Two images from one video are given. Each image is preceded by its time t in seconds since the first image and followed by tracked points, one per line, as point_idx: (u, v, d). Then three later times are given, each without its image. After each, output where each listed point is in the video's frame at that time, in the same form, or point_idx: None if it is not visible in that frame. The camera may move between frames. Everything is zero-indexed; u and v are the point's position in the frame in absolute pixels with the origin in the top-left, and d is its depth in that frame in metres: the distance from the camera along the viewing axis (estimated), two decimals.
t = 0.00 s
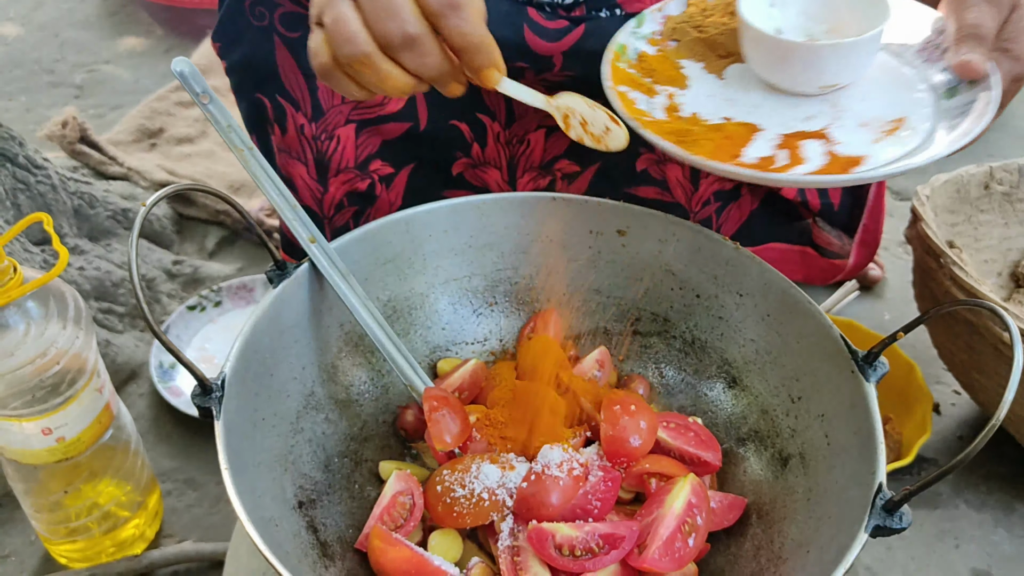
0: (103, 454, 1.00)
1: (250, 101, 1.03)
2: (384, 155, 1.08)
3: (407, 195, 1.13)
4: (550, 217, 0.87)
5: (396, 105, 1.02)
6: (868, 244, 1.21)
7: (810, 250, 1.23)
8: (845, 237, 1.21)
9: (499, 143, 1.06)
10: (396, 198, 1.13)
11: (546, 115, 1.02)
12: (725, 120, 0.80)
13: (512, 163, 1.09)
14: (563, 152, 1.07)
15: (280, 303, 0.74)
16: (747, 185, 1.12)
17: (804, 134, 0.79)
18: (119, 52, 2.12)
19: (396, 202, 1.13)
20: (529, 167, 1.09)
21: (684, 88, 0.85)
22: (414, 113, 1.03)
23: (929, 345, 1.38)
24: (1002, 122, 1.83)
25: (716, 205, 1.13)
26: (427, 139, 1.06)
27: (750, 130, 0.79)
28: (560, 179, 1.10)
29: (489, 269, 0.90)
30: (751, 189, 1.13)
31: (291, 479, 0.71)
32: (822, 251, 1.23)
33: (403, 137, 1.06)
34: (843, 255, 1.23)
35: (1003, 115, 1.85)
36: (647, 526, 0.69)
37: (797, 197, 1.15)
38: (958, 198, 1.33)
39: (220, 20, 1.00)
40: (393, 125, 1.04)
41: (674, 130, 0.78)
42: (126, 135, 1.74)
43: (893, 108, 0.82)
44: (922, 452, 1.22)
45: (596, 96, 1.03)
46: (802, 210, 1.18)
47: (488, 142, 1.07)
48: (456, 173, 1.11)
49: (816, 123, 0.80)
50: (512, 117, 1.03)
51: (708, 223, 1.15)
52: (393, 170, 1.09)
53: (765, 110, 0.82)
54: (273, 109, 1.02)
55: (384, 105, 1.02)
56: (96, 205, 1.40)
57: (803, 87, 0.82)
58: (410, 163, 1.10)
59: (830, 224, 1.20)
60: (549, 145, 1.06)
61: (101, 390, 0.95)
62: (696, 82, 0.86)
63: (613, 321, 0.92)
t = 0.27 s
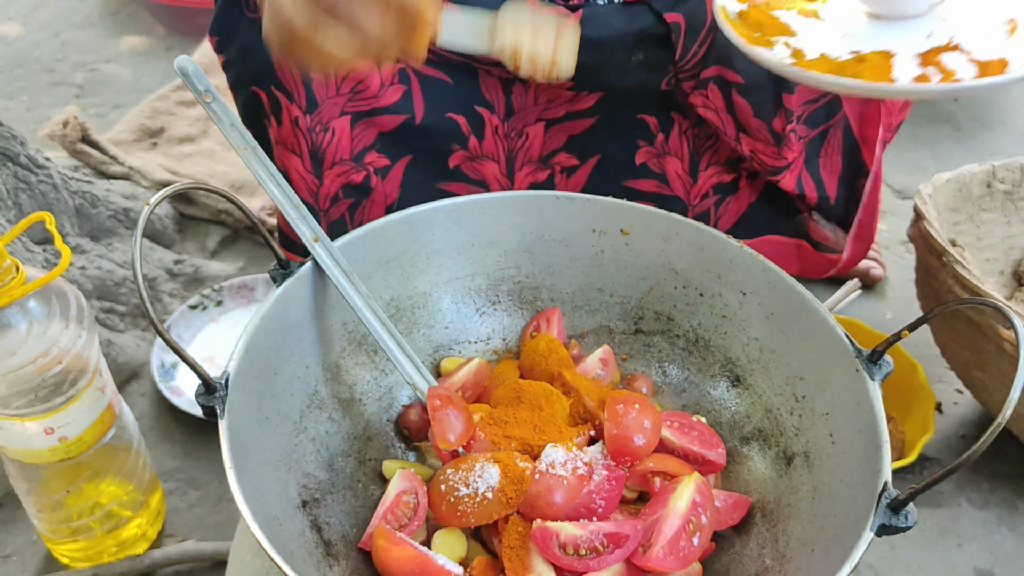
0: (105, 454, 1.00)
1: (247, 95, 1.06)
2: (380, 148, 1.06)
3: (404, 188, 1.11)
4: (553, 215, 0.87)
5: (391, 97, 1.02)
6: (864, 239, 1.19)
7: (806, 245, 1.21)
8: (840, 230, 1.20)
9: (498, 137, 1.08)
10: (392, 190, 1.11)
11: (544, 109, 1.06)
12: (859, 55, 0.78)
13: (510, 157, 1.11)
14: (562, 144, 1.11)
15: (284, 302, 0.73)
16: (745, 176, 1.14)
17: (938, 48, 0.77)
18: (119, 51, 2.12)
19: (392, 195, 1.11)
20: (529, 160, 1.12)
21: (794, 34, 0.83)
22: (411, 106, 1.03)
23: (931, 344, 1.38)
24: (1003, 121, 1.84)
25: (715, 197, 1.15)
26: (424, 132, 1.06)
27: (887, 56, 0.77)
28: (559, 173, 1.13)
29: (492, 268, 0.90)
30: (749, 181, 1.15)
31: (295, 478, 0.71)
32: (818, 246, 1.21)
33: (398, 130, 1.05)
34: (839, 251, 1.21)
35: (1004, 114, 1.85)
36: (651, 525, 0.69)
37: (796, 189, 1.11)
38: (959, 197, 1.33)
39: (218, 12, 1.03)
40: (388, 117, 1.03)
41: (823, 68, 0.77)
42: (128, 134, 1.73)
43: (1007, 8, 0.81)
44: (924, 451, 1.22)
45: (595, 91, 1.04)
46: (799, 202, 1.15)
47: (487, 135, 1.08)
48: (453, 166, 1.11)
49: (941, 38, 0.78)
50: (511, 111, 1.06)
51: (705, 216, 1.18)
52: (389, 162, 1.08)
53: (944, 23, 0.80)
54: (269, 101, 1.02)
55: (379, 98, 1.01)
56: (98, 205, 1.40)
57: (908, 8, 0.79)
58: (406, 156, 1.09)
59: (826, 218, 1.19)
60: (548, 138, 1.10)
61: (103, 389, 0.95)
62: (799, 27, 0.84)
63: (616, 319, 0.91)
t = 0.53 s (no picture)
0: (108, 453, 0.99)
1: (250, 85, 1.04)
2: (385, 134, 1.06)
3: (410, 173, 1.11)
4: (558, 213, 0.87)
5: (397, 83, 1.02)
6: (868, 224, 1.18)
7: (810, 232, 1.22)
8: (845, 217, 1.19)
9: (506, 126, 1.09)
10: (397, 177, 1.11)
11: (552, 96, 1.07)
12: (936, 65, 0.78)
13: (518, 146, 1.11)
14: (570, 133, 1.11)
15: (288, 300, 0.73)
16: (751, 162, 1.14)
17: (999, 48, 0.81)
18: (120, 50, 2.12)
19: (397, 181, 1.11)
20: (536, 150, 1.12)
21: (858, 57, 0.79)
22: (416, 93, 1.03)
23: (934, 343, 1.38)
24: (1004, 121, 1.84)
25: (722, 184, 1.16)
26: (431, 120, 1.06)
27: (965, 66, 0.78)
28: (567, 162, 1.13)
29: (497, 266, 0.90)
30: (756, 167, 1.15)
31: (300, 476, 0.71)
32: (821, 232, 1.21)
33: (403, 117, 1.05)
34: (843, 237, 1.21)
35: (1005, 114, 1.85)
36: (657, 523, 0.69)
37: (803, 172, 1.11)
38: (963, 195, 1.32)
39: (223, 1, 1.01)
40: (393, 103, 1.03)
41: (954, 90, 0.74)
42: (129, 133, 1.73)
43: None
44: (927, 449, 1.22)
45: (603, 78, 1.05)
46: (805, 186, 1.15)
47: (493, 124, 1.08)
48: (460, 155, 1.11)
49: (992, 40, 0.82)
50: (519, 99, 1.07)
51: (712, 204, 1.18)
52: (395, 149, 1.08)
53: (956, 27, 0.83)
54: (273, 89, 1.01)
55: (383, 84, 1.02)
56: (100, 203, 1.40)
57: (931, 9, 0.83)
58: (411, 144, 1.08)
59: (832, 205, 1.18)
60: (555, 127, 1.10)
61: (106, 388, 0.94)
62: (859, 49, 0.81)
63: (621, 317, 0.91)
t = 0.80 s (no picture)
0: (109, 450, 0.99)
1: (261, 78, 1.01)
2: (396, 129, 1.06)
3: (418, 169, 1.10)
4: (561, 210, 0.86)
5: (408, 77, 1.02)
6: (879, 224, 1.20)
7: (821, 232, 1.22)
8: (856, 216, 1.20)
9: (511, 120, 1.09)
10: (407, 172, 1.10)
11: (557, 92, 1.07)
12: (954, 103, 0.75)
13: (524, 140, 1.11)
14: (575, 129, 1.11)
15: (292, 296, 0.73)
16: (756, 163, 1.14)
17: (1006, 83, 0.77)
18: (122, 47, 2.12)
19: (407, 176, 1.10)
20: (541, 145, 1.12)
21: (876, 100, 0.75)
22: (427, 87, 1.04)
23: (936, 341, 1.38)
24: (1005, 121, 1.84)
25: (727, 184, 1.16)
26: (441, 113, 1.06)
27: (986, 102, 0.74)
28: (572, 157, 1.13)
29: (500, 263, 0.90)
30: (761, 168, 1.15)
31: (304, 472, 0.71)
32: (831, 232, 1.22)
33: (415, 111, 1.05)
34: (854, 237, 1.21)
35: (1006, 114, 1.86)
36: (660, 520, 0.69)
37: (808, 174, 1.13)
38: (964, 194, 1.33)
39: None
40: (405, 98, 1.03)
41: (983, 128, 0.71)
42: (130, 130, 1.73)
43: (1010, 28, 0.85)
44: (929, 448, 1.22)
45: (606, 75, 1.04)
46: (813, 188, 1.16)
47: (500, 118, 1.08)
48: (468, 150, 1.11)
49: (997, 75, 0.79)
50: (524, 94, 1.07)
51: (717, 204, 1.18)
52: (405, 144, 1.08)
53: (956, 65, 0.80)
54: (285, 82, 0.99)
55: (396, 78, 1.02)
56: (101, 200, 1.40)
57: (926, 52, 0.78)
58: (421, 138, 1.09)
59: (841, 205, 1.19)
60: (560, 122, 1.10)
61: (109, 384, 0.94)
62: (874, 92, 0.77)
63: (624, 314, 0.91)
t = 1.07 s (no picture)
0: (111, 446, 0.99)
1: (276, 83, 1.02)
2: (410, 138, 1.07)
3: (431, 179, 1.12)
4: (563, 208, 0.87)
5: (423, 87, 1.04)
6: (887, 230, 1.19)
7: (830, 241, 1.22)
8: (864, 224, 1.20)
9: (520, 130, 1.10)
10: (422, 182, 1.12)
11: (562, 102, 1.08)
12: (927, 126, 0.77)
13: (532, 150, 1.13)
14: (581, 138, 1.12)
15: (294, 292, 0.73)
16: (761, 172, 1.14)
17: (977, 104, 0.80)
18: (122, 44, 2.12)
19: (422, 186, 1.12)
20: (548, 154, 1.13)
21: (848, 124, 0.76)
22: (441, 97, 1.06)
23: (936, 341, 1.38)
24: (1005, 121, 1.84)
25: (732, 193, 1.15)
26: (454, 122, 1.08)
27: (957, 126, 0.76)
28: (578, 167, 1.14)
29: (502, 261, 0.90)
30: (766, 177, 1.15)
31: (306, 469, 0.71)
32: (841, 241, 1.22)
33: (428, 120, 1.07)
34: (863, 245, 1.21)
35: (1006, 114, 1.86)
36: (662, 517, 0.69)
37: (813, 184, 1.16)
38: (964, 193, 1.36)
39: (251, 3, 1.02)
40: (420, 107, 1.05)
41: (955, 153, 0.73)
42: (131, 127, 1.73)
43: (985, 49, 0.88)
44: (929, 447, 1.22)
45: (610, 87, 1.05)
46: (821, 199, 1.18)
47: (509, 128, 1.10)
48: (479, 160, 1.13)
49: (968, 97, 0.81)
50: (531, 105, 1.08)
51: (723, 213, 1.18)
52: (419, 154, 1.09)
53: (925, 83, 0.82)
54: (302, 90, 0.99)
55: (413, 87, 1.03)
56: (102, 196, 1.40)
57: (898, 71, 0.82)
58: (435, 148, 1.10)
59: (850, 213, 1.20)
60: (567, 132, 1.11)
61: (110, 380, 0.94)
62: (844, 114, 0.78)
63: (625, 312, 0.92)
